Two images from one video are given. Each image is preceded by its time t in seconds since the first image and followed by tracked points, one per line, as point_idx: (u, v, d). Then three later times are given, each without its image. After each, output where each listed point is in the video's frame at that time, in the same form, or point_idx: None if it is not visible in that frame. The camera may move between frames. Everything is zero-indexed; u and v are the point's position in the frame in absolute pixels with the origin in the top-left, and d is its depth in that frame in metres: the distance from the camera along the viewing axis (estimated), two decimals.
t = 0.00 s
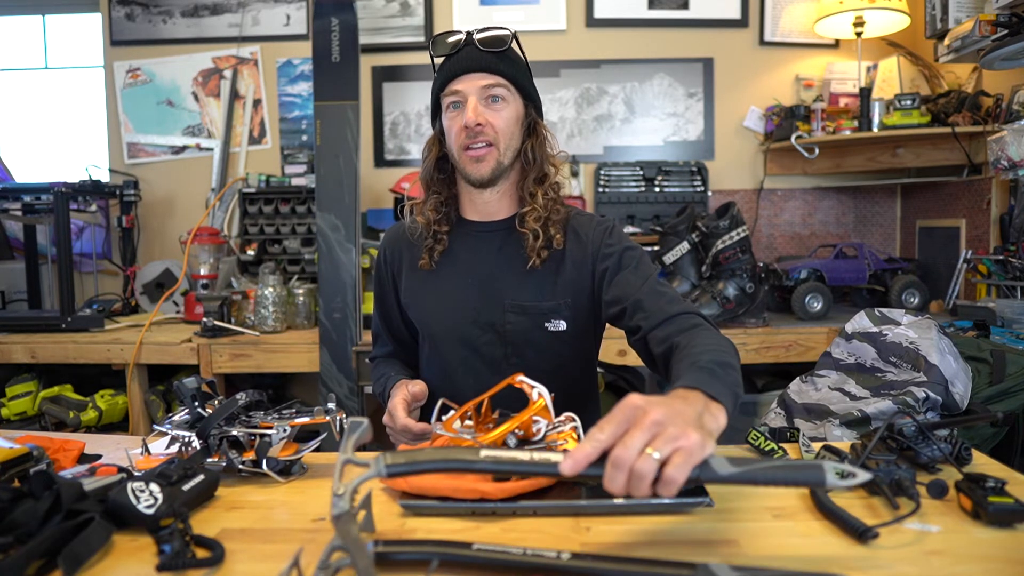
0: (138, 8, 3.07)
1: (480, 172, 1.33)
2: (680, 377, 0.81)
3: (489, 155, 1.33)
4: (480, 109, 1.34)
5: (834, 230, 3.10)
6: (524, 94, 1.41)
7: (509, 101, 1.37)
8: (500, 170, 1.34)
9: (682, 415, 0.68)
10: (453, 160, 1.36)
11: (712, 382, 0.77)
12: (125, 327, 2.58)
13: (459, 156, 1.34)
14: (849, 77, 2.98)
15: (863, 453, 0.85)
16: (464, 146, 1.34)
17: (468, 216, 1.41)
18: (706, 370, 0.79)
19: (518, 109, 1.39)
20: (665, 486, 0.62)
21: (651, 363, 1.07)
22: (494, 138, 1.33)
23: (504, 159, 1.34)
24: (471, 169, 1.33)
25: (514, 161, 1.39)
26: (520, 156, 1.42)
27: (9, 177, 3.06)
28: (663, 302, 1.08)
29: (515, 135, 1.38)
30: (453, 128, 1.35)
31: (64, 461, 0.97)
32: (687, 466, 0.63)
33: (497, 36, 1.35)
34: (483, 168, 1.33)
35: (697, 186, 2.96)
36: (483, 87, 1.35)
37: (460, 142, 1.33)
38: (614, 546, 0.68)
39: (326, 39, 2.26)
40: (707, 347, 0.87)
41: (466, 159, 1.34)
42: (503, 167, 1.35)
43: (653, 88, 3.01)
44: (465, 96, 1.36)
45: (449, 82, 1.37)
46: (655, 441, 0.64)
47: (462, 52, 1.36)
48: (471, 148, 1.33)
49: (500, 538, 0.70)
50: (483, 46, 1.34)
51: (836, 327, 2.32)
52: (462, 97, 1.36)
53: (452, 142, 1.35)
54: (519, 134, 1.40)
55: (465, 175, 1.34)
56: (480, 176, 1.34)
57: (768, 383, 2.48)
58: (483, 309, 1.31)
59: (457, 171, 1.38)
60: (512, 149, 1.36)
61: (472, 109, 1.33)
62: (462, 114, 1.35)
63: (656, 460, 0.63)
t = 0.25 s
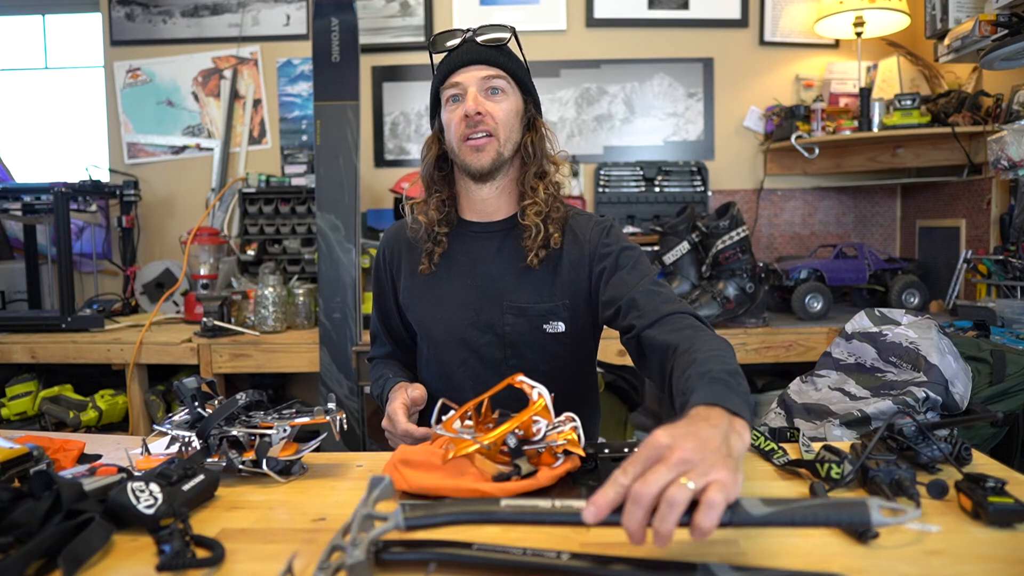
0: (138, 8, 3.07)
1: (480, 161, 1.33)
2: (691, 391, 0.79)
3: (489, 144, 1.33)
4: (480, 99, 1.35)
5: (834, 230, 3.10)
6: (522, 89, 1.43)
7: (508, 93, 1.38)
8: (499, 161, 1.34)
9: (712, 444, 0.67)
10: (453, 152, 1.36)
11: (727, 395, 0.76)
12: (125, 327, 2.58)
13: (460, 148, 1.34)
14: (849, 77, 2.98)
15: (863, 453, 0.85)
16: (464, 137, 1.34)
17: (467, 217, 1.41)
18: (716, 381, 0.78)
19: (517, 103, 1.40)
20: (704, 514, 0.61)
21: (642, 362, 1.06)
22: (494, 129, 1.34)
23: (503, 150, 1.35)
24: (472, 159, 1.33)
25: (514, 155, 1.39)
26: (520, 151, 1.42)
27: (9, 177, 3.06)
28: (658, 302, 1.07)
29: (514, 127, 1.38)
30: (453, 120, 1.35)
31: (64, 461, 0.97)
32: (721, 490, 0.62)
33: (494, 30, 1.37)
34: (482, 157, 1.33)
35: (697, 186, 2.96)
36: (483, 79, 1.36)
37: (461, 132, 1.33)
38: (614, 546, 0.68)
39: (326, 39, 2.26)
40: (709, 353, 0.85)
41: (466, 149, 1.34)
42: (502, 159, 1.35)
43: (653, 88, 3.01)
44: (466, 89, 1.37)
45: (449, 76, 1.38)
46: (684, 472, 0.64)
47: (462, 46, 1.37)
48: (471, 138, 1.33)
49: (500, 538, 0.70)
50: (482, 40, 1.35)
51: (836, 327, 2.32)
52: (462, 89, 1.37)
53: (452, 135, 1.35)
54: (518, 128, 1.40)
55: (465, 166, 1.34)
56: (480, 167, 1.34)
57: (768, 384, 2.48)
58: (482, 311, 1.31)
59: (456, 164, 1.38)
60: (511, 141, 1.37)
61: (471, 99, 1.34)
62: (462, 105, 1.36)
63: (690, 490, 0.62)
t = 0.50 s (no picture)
0: (138, 8, 3.07)
1: (475, 163, 1.33)
2: (679, 402, 0.80)
3: (484, 146, 1.33)
4: (474, 101, 1.35)
5: (834, 230, 3.10)
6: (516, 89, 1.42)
7: (501, 94, 1.38)
8: (494, 162, 1.34)
9: (703, 460, 0.68)
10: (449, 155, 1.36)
11: (715, 408, 0.77)
12: (125, 327, 2.58)
13: (455, 150, 1.34)
14: (849, 76, 2.98)
15: (863, 453, 0.85)
16: (459, 139, 1.34)
17: (464, 216, 1.41)
18: (708, 394, 0.79)
19: (511, 103, 1.40)
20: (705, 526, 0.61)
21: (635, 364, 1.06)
22: (488, 130, 1.34)
23: (498, 151, 1.35)
24: (467, 161, 1.34)
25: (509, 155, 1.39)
26: (515, 150, 1.42)
27: (9, 177, 3.06)
28: (654, 305, 1.08)
29: (508, 128, 1.38)
30: (447, 123, 1.35)
31: (64, 461, 0.97)
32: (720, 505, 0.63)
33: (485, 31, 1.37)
34: (478, 159, 1.33)
35: (697, 186, 2.96)
36: (476, 81, 1.36)
37: (455, 135, 1.33)
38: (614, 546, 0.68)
39: (326, 39, 2.26)
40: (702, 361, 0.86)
41: (462, 152, 1.34)
42: (497, 160, 1.35)
43: (653, 88, 3.01)
44: (459, 92, 1.36)
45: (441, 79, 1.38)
46: (685, 490, 0.64)
47: (454, 49, 1.37)
48: (466, 140, 1.33)
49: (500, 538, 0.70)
50: (474, 42, 1.36)
51: (837, 327, 2.32)
52: (456, 91, 1.36)
53: (447, 137, 1.35)
54: (512, 127, 1.40)
55: (461, 168, 1.35)
56: (476, 169, 1.34)
57: (768, 384, 2.49)
58: (481, 310, 1.31)
59: (453, 166, 1.38)
60: (506, 142, 1.37)
61: (465, 101, 1.34)
62: (456, 108, 1.36)
63: (693, 505, 0.63)
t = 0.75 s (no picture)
0: (138, 8, 3.08)
1: (470, 167, 1.33)
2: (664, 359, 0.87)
3: (478, 150, 1.33)
4: (466, 106, 1.34)
5: (834, 230, 3.10)
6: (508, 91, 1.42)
7: (493, 98, 1.37)
8: (489, 165, 1.34)
9: (654, 331, 0.74)
10: (443, 158, 1.36)
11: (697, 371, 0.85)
12: (125, 327, 2.57)
13: (449, 154, 1.33)
14: (849, 76, 2.98)
15: (863, 453, 0.85)
16: (452, 143, 1.33)
17: (461, 214, 1.41)
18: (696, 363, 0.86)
19: (504, 105, 1.39)
20: (637, 391, 0.68)
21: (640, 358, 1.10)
22: (481, 134, 1.33)
23: (492, 154, 1.34)
24: (461, 165, 1.33)
25: (504, 157, 1.39)
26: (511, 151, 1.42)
27: (9, 177, 3.06)
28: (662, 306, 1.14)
29: (502, 132, 1.38)
30: (440, 127, 1.34)
31: (64, 461, 0.97)
32: (659, 374, 0.69)
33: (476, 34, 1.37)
34: (472, 163, 1.33)
35: (697, 187, 2.97)
36: (468, 85, 1.36)
37: (449, 139, 1.33)
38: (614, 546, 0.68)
39: (326, 40, 2.26)
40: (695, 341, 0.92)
41: (456, 156, 1.33)
42: (491, 162, 1.34)
43: (653, 88, 3.01)
44: (451, 96, 1.36)
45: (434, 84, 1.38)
46: (632, 350, 0.69)
47: (445, 54, 1.37)
48: (460, 144, 1.33)
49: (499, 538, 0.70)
50: (464, 46, 1.35)
51: (837, 327, 2.32)
52: (449, 97, 1.36)
53: (441, 141, 1.35)
54: (506, 130, 1.40)
55: (456, 171, 1.34)
56: (471, 172, 1.34)
57: (768, 384, 2.49)
58: (481, 307, 1.31)
59: (448, 169, 1.38)
60: (500, 144, 1.36)
61: (458, 106, 1.33)
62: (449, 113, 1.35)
63: (633, 367, 0.68)
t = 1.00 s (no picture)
0: (138, 8, 3.07)
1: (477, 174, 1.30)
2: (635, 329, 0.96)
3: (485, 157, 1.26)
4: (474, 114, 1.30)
5: (834, 230, 3.10)
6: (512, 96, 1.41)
7: (499, 105, 1.36)
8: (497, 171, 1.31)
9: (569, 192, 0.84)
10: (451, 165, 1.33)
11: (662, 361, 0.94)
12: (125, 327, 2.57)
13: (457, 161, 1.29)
14: (849, 77, 2.98)
15: (863, 453, 0.85)
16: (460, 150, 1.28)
17: (466, 213, 1.41)
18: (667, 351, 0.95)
19: (508, 110, 1.38)
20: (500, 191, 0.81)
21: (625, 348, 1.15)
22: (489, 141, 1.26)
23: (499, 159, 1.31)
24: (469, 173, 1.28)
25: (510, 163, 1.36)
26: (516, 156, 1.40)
27: (9, 177, 3.06)
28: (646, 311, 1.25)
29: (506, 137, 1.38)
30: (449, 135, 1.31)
31: (64, 461, 0.97)
32: (518, 198, 0.81)
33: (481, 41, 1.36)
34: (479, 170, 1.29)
35: (697, 187, 2.97)
36: (474, 92, 1.34)
37: (456, 147, 1.28)
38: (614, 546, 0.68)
39: (326, 40, 2.26)
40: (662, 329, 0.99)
41: (463, 163, 1.29)
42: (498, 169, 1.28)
43: (653, 88, 3.01)
44: (458, 103, 1.34)
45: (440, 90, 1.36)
46: (525, 169, 0.81)
47: (450, 59, 1.36)
48: (467, 152, 1.27)
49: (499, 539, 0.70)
50: (471, 52, 1.34)
51: (837, 327, 2.32)
52: (455, 103, 1.33)
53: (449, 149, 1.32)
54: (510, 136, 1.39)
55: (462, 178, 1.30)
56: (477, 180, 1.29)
57: (768, 384, 2.49)
58: (484, 301, 1.31)
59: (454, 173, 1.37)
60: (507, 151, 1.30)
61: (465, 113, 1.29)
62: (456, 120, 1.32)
63: (511, 178, 0.81)
